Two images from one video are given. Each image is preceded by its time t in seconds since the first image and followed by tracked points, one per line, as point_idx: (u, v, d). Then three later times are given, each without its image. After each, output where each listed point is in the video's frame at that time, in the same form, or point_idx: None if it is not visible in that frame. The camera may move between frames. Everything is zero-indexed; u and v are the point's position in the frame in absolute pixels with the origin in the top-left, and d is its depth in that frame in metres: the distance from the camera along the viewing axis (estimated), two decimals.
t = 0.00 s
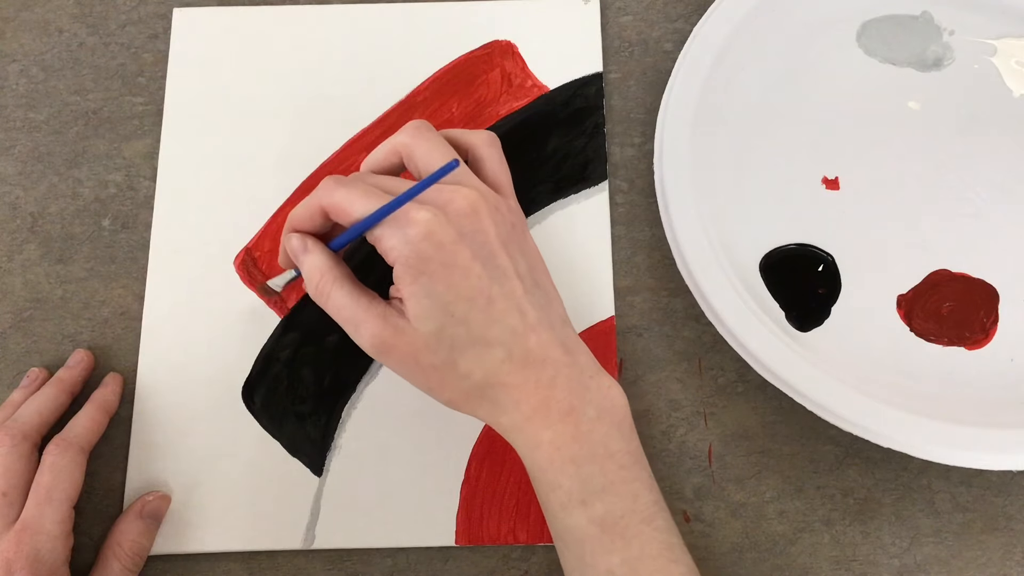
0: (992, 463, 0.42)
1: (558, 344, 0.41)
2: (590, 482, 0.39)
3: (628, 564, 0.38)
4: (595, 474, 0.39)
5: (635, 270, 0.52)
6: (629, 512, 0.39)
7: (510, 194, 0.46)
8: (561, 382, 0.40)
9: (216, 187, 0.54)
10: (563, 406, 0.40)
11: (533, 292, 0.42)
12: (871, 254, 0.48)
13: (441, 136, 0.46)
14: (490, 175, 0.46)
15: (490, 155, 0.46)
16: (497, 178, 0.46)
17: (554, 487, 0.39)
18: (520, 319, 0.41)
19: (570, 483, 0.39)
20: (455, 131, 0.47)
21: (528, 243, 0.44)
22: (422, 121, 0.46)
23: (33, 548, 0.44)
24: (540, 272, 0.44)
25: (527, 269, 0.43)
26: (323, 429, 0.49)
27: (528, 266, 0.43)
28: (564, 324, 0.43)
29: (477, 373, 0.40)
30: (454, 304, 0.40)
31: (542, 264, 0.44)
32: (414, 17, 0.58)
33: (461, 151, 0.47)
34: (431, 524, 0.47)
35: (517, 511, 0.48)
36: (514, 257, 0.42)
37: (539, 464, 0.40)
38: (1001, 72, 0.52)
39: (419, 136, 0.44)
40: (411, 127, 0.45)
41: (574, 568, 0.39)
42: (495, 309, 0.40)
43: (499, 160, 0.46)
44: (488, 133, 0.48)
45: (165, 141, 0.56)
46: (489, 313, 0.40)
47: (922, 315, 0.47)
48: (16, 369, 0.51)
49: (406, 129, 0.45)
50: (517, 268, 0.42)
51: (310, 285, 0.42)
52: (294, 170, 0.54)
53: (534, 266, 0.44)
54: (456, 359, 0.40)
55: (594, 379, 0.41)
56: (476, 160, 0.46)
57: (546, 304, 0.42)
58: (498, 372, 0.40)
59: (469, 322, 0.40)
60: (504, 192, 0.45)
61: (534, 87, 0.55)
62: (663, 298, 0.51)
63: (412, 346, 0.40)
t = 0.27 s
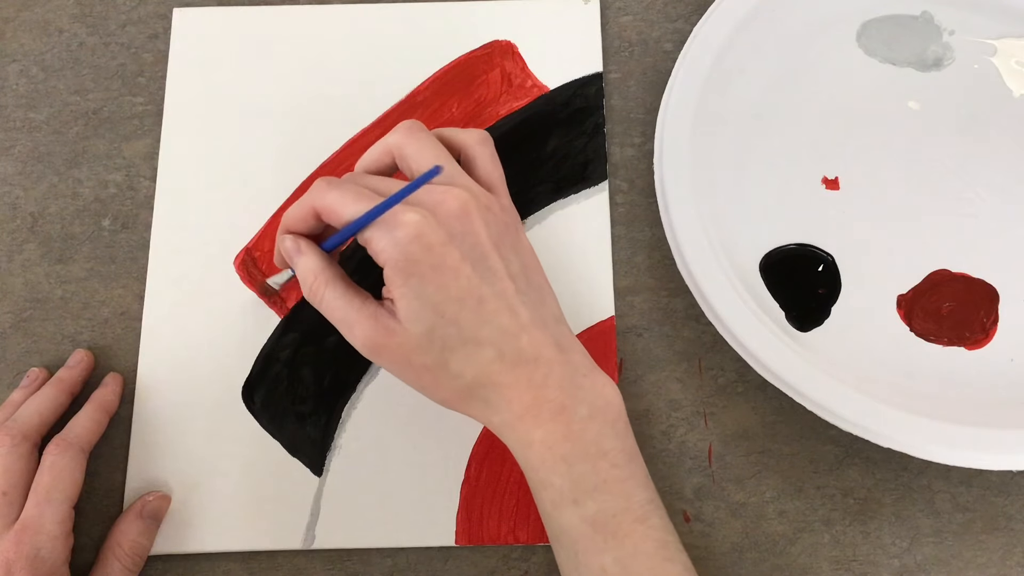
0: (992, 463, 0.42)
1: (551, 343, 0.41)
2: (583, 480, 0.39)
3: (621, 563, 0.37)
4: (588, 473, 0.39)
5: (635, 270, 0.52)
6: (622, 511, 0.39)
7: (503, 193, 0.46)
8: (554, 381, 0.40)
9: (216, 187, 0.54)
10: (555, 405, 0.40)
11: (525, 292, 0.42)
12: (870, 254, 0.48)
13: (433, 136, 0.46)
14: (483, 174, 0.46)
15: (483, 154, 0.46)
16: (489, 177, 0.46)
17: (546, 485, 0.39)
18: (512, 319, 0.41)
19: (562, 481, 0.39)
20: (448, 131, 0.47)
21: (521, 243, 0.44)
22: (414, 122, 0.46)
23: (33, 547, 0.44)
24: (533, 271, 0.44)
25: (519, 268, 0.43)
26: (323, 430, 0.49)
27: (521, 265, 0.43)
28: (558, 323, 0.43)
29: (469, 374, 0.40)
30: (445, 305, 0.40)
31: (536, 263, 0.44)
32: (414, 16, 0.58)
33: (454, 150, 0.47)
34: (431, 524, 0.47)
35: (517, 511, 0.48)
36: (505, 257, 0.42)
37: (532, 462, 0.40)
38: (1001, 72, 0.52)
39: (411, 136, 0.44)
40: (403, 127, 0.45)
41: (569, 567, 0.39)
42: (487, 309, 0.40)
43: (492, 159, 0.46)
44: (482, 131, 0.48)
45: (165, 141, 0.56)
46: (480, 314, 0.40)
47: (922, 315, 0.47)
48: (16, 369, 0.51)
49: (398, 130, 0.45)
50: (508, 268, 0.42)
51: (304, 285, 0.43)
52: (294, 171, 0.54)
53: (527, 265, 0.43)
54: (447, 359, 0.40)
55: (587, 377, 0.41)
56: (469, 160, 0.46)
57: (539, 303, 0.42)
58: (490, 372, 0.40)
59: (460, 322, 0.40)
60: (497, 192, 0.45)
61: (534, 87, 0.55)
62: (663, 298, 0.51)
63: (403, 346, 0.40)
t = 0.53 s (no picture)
0: (992, 463, 0.42)
1: (546, 342, 0.41)
2: (580, 479, 0.39)
3: (619, 560, 0.37)
4: (585, 472, 0.39)
5: (635, 270, 0.52)
6: (619, 509, 0.39)
7: (500, 193, 0.46)
8: (550, 380, 0.40)
9: (216, 187, 0.54)
10: (551, 404, 0.40)
11: (522, 291, 0.42)
12: (870, 254, 0.48)
13: (430, 135, 0.46)
14: (479, 173, 0.46)
15: (479, 154, 0.46)
16: (485, 176, 0.46)
17: (543, 483, 0.39)
18: (508, 318, 0.41)
19: (559, 480, 0.39)
20: (445, 129, 0.47)
21: (518, 242, 0.44)
22: (411, 121, 0.46)
23: (33, 547, 0.44)
24: (530, 270, 0.44)
25: (516, 268, 0.43)
26: (323, 429, 0.49)
27: (518, 264, 0.43)
28: (554, 322, 0.43)
29: (465, 372, 0.40)
30: (441, 304, 0.40)
31: (532, 262, 0.44)
32: (414, 16, 0.58)
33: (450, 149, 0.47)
34: (431, 524, 0.47)
35: (517, 511, 0.48)
36: (502, 256, 0.43)
37: (528, 461, 0.40)
38: (1001, 72, 0.52)
39: (407, 135, 0.44)
40: (400, 126, 0.45)
41: (566, 566, 0.39)
42: (483, 309, 0.40)
43: (488, 158, 0.46)
44: (477, 130, 0.48)
45: (165, 141, 0.56)
46: (477, 313, 0.40)
47: (922, 315, 0.47)
48: (16, 369, 0.51)
49: (394, 129, 0.45)
50: (505, 267, 0.42)
51: (300, 282, 0.43)
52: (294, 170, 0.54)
53: (523, 264, 0.43)
54: (443, 358, 0.40)
55: (583, 376, 0.41)
56: (465, 159, 0.46)
57: (535, 302, 0.42)
58: (485, 370, 0.40)
59: (456, 321, 0.40)
60: (493, 191, 0.45)
61: (534, 87, 0.55)
62: (663, 298, 0.51)
63: (399, 344, 0.40)
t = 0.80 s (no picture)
0: (992, 463, 0.42)
1: (540, 343, 0.41)
2: (574, 479, 0.39)
3: (615, 560, 0.37)
4: (579, 472, 0.39)
5: (635, 270, 0.52)
6: (615, 509, 0.39)
7: (495, 192, 0.45)
8: (544, 380, 0.40)
9: (216, 187, 0.54)
10: (546, 405, 0.40)
11: (517, 291, 0.42)
12: (870, 254, 0.48)
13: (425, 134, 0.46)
14: (474, 172, 0.46)
15: (475, 153, 0.46)
16: (481, 175, 0.45)
17: (538, 484, 0.39)
18: (503, 319, 0.41)
19: (553, 480, 0.39)
20: (440, 129, 0.47)
21: (514, 242, 0.44)
22: (408, 120, 0.46)
23: (33, 547, 0.44)
24: (526, 271, 0.44)
25: (511, 268, 0.43)
26: (324, 429, 0.49)
27: (513, 265, 0.43)
28: (549, 323, 0.43)
29: (458, 372, 0.40)
30: (435, 304, 0.40)
31: (528, 263, 0.44)
32: (414, 16, 0.58)
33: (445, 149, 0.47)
34: (431, 524, 0.47)
35: (517, 511, 0.48)
36: (497, 257, 0.43)
37: (522, 462, 0.40)
38: (1001, 72, 0.52)
39: (402, 132, 0.45)
40: (396, 126, 0.45)
41: (562, 567, 0.39)
42: (477, 309, 0.40)
43: (483, 158, 0.46)
44: (473, 129, 0.48)
45: (165, 141, 0.56)
46: (471, 313, 0.40)
47: (922, 315, 0.47)
48: (16, 369, 0.51)
49: (391, 127, 0.45)
50: (500, 268, 0.42)
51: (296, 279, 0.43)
52: (294, 171, 0.54)
53: (519, 265, 0.43)
54: (437, 357, 0.40)
55: (578, 377, 0.41)
56: (461, 158, 0.46)
57: (531, 302, 0.42)
58: (479, 370, 0.40)
59: (450, 321, 0.40)
60: (488, 189, 0.45)
61: (534, 87, 0.55)
62: (663, 298, 0.51)
63: (393, 342, 0.40)
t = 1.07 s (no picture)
0: (992, 463, 0.42)
1: (540, 342, 0.41)
2: (572, 479, 0.39)
3: (613, 560, 0.37)
4: (577, 471, 0.39)
5: (635, 270, 0.52)
6: (612, 509, 0.38)
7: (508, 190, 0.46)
8: (541, 380, 0.40)
9: (216, 187, 0.54)
10: (543, 404, 0.40)
11: (520, 290, 0.42)
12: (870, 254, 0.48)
13: (443, 129, 0.46)
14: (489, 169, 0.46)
15: (491, 150, 0.46)
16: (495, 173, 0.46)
17: (536, 484, 0.39)
18: (505, 316, 0.41)
19: (551, 480, 0.39)
20: (458, 124, 0.47)
21: (521, 242, 0.44)
22: (427, 113, 0.46)
23: (33, 547, 0.44)
24: (530, 271, 0.44)
25: (516, 267, 0.43)
26: (323, 429, 0.49)
27: (518, 263, 0.43)
28: (550, 324, 0.43)
29: (455, 366, 0.40)
30: (436, 297, 0.40)
31: (533, 263, 0.44)
32: (414, 16, 0.58)
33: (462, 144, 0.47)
34: (430, 524, 0.47)
35: (518, 511, 0.48)
36: (503, 254, 0.43)
37: (520, 461, 0.39)
38: (1001, 72, 0.52)
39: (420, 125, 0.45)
40: (414, 118, 0.45)
41: (561, 567, 0.39)
42: (479, 305, 0.40)
43: (499, 155, 0.47)
44: (492, 128, 0.48)
45: (165, 141, 0.56)
46: (472, 308, 0.40)
47: (922, 315, 0.47)
48: (16, 369, 0.51)
49: (409, 119, 0.46)
50: (505, 265, 0.42)
51: (303, 261, 0.43)
52: (294, 170, 0.54)
53: (524, 264, 0.44)
54: (435, 348, 0.40)
55: (575, 377, 0.41)
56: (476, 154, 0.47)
57: (533, 302, 0.42)
58: (477, 366, 0.40)
59: (451, 314, 0.40)
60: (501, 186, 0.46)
61: (534, 87, 0.55)
62: (663, 298, 0.51)
63: (392, 333, 0.40)
